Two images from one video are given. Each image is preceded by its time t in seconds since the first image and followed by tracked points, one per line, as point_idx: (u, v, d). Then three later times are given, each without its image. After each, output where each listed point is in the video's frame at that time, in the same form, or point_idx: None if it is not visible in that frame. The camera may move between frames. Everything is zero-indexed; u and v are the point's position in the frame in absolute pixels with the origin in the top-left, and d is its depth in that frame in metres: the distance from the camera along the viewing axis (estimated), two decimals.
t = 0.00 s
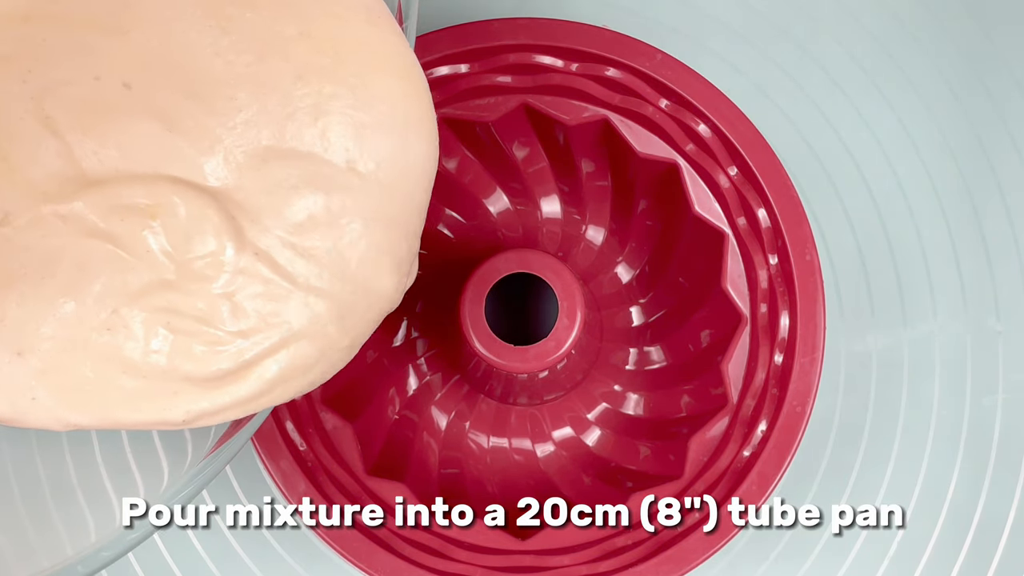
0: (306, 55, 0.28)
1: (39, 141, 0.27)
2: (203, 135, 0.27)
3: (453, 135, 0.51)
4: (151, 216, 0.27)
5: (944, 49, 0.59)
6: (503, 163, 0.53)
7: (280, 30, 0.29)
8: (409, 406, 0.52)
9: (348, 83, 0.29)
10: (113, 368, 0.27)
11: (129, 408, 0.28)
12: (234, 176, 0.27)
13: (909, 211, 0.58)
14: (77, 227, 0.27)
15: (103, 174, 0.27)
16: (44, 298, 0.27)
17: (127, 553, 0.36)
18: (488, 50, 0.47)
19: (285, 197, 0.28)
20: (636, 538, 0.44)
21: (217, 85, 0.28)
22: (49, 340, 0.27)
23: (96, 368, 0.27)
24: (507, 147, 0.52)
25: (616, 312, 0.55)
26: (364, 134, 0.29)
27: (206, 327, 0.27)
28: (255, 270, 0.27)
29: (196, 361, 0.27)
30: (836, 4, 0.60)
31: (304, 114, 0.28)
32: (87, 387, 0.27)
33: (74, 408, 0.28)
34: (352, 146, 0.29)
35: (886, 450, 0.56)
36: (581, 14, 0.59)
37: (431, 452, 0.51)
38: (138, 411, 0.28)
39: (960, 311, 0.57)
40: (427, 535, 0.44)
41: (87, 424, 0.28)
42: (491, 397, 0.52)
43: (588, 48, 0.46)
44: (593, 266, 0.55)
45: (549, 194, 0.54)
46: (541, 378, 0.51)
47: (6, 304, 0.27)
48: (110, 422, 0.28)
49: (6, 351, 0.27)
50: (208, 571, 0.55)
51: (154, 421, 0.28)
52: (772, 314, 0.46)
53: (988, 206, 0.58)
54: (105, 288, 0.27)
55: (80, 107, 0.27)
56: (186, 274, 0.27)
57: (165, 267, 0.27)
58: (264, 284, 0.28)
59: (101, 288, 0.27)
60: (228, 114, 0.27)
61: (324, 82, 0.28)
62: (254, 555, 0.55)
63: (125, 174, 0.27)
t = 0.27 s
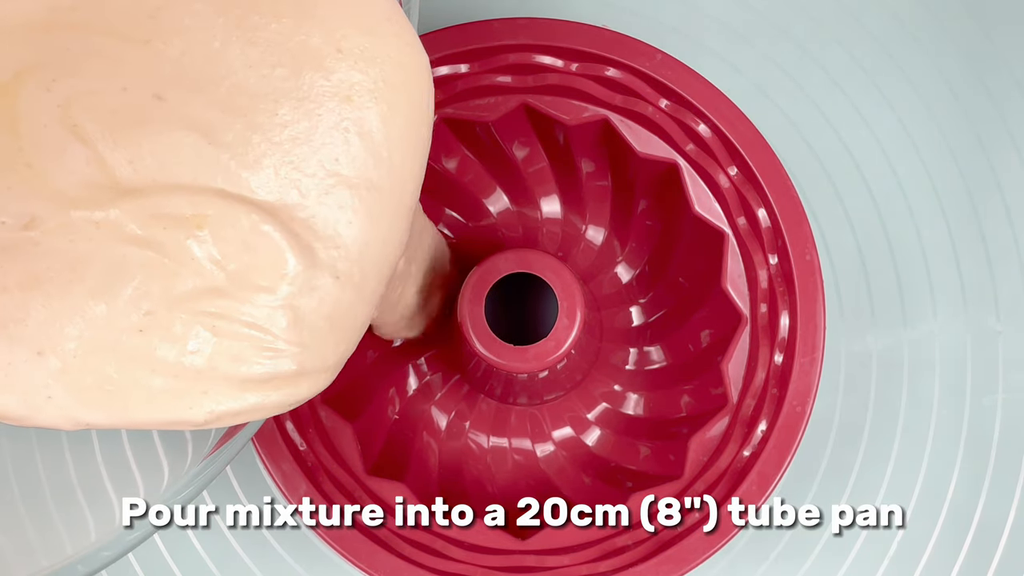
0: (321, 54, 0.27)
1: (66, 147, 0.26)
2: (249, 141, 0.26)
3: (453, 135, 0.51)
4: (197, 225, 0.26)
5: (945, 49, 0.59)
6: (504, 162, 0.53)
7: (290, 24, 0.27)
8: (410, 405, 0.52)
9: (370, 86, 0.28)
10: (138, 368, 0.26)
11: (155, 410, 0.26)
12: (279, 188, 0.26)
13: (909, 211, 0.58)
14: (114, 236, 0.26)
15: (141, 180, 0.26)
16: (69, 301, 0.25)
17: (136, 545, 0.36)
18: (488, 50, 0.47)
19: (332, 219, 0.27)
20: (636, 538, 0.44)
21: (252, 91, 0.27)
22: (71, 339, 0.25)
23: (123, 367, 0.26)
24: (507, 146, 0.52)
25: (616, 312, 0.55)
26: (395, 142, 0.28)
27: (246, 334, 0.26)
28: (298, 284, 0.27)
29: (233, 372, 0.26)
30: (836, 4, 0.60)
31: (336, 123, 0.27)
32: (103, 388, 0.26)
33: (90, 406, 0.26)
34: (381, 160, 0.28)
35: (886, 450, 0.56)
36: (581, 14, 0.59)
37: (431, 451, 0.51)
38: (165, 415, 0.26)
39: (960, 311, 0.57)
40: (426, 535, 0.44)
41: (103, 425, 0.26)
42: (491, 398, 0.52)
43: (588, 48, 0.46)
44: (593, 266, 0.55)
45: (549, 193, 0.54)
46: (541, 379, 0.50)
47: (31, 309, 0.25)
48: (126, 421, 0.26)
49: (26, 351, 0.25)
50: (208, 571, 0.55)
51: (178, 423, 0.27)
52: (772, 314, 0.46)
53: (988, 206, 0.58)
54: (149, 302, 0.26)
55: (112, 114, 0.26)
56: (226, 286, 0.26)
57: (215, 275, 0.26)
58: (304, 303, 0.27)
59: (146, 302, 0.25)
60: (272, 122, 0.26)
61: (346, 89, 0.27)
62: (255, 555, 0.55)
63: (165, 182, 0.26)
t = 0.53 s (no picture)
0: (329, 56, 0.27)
1: (89, 155, 0.26)
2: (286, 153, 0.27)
3: (453, 135, 0.51)
4: (222, 232, 0.26)
5: (945, 50, 0.59)
6: (504, 163, 0.53)
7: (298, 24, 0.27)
8: (410, 405, 0.52)
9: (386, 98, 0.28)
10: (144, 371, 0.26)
11: (167, 412, 0.27)
12: (326, 205, 0.27)
13: (909, 212, 0.58)
14: (143, 242, 0.26)
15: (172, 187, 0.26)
16: (87, 307, 0.26)
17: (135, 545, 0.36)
18: (488, 50, 0.47)
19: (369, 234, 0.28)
20: (636, 538, 0.44)
21: (276, 99, 0.27)
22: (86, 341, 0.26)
23: (139, 370, 0.26)
24: (507, 147, 0.52)
25: (616, 312, 0.55)
26: (402, 153, 0.29)
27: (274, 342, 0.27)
28: (321, 294, 0.27)
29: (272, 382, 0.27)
30: (837, 4, 0.60)
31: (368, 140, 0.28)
32: (113, 388, 0.26)
33: (98, 406, 0.26)
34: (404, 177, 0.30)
35: (886, 450, 0.56)
36: (581, 15, 0.59)
37: (432, 451, 0.50)
38: (179, 418, 0.27)
39: (960, 311, 0.57)
40: (426, 534, 0.44)
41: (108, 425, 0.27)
42: (492, 397, 0.53)
43: (589, 47, 0.46)
44: (593, 266, 0.55)
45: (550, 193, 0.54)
46: (540, 378, 0.52)
47: (46, 313, 0.25)
48: (132, 423, 0.27)
49: (39, 352, 0.26)
50: (208, 571, 0.55)
51: (188, 424, 0.27)
52: (772, 314, 0.46)
53: (988, 206, 0.58)
54: (180, 308, 0.26)
55: (140, 126, 0.26)
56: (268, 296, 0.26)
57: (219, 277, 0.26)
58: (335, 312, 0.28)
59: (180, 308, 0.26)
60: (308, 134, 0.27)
61: (376, 103, 0.28)
62: (254, 555, 0.55)
63: (183, 190, 0.26)
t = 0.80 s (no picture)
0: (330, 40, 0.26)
1: (106, 170, 0.25)
2: (307, 159, 0.25)
3: (453, 135, 0.51)
4: (224, 229, 0.25)
5: (945, 50, 0.59)
6: (503, 163, 0.53)
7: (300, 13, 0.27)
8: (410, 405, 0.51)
9: (391, 91, 0.27)
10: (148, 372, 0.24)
11: (182, 420, 0.25)
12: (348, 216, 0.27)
13: (909, 212, 0.58)
14: (158, 245, 0.24)
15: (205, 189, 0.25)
16: (104, 318, 0.24)
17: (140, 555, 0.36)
18: (488, 50, 0.47)
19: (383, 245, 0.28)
20: (636, 538, 0.44)
21: (289, 102, 0.25)
22: (101, 352, 0.24)
23: (155, 381, 0.24)
24: (506, 147, 0.52)
25: (616, 312, 0.55)
26: (415, 159, 0.28)
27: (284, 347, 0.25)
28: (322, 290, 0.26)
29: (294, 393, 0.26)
30: (837, 4, 0.60)
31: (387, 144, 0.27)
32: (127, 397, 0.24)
33: (95, 415, 0.25)
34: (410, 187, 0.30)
35: (886, 450, 0.56)
36: (582, 15, 0.59)
37: (431, 451, 0.50)
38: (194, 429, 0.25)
39: (960, 311, 0.57)
40: (426, 534, 0.44)
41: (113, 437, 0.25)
42: (492, 397, 0.53)
43: (589, 47, 0.46)
44: (593, 266, 0.55)
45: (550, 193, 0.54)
46: (541, 378, 0.51)
47: (35, 316, 0.24)
48: (139, 434, 0.25)
49: (48, 363, 0.24)
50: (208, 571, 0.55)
51: (199, 434, 0.25)
52: (772, 314, 0.46)
53: (987, 206, 0.58)
54: (197, 312, 0.25)
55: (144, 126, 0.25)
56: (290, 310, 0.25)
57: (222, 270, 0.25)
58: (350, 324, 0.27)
59: (216, 323, 0.25)
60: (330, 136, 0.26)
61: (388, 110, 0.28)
62: (255, 556, 0.55)
63: (188, 180, 0.25)
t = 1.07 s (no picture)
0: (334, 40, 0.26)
1: (132, 184, 0.25)
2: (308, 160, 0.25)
3: (453, 135, 0.51)
4: (227, 234, 0.25)
5: (945, 50, 0.59)
6: (503, 163, 0.53)
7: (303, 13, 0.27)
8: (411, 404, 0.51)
9: (391, 92, 0.27)
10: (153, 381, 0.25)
11: (189, 425, 0.25)
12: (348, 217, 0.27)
13: (909, 212, 0.58)
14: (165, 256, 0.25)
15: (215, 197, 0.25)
16: (123, 326, 0.25)
17: (142, 554, 0.38)
18: (487, 50, 0.47)
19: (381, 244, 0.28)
20: (636, 538, 0.44)
21: (292, 103, 0.25)
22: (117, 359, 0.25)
23: (163, 387, 0.25)
24: (506, 148, 0.52)
25: (616, 312, 0.55)
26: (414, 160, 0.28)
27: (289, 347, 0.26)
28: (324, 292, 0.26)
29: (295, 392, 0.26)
30: (836, 4, 0.60)
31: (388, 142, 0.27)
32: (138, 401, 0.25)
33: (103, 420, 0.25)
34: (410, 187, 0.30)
35: (886, 450, 0.56)
36: (581, 15, 0.59)
37: (432, 450, 0.50)
38: (203, 436, 0.25)
39: (960, 311, 0.57)
40: (425, 534, 0.44)
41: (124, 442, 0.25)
42: (492, 397, 0.53)
43: (588, 47, 0.46)
44: (593, 266, 0.55)
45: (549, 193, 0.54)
46: (541, 378, 0.52)
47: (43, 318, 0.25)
48: (146, 439, 0.25)
49: (61, 369, 0.24)
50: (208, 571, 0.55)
51: (206, 440, 0.26)
52: (772, 314, 0.46)
53: (987, 206, 0.58)
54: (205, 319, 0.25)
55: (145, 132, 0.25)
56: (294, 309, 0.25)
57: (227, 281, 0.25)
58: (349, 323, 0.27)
59: (236, 330, 0.25)
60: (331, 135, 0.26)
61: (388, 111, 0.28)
62: (255, 556, 0.55)
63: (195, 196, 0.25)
